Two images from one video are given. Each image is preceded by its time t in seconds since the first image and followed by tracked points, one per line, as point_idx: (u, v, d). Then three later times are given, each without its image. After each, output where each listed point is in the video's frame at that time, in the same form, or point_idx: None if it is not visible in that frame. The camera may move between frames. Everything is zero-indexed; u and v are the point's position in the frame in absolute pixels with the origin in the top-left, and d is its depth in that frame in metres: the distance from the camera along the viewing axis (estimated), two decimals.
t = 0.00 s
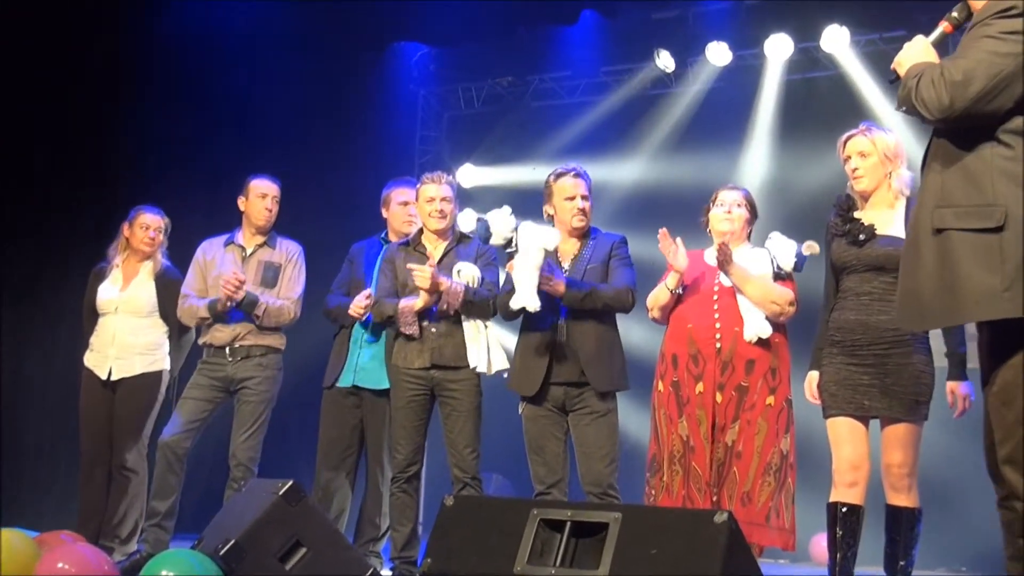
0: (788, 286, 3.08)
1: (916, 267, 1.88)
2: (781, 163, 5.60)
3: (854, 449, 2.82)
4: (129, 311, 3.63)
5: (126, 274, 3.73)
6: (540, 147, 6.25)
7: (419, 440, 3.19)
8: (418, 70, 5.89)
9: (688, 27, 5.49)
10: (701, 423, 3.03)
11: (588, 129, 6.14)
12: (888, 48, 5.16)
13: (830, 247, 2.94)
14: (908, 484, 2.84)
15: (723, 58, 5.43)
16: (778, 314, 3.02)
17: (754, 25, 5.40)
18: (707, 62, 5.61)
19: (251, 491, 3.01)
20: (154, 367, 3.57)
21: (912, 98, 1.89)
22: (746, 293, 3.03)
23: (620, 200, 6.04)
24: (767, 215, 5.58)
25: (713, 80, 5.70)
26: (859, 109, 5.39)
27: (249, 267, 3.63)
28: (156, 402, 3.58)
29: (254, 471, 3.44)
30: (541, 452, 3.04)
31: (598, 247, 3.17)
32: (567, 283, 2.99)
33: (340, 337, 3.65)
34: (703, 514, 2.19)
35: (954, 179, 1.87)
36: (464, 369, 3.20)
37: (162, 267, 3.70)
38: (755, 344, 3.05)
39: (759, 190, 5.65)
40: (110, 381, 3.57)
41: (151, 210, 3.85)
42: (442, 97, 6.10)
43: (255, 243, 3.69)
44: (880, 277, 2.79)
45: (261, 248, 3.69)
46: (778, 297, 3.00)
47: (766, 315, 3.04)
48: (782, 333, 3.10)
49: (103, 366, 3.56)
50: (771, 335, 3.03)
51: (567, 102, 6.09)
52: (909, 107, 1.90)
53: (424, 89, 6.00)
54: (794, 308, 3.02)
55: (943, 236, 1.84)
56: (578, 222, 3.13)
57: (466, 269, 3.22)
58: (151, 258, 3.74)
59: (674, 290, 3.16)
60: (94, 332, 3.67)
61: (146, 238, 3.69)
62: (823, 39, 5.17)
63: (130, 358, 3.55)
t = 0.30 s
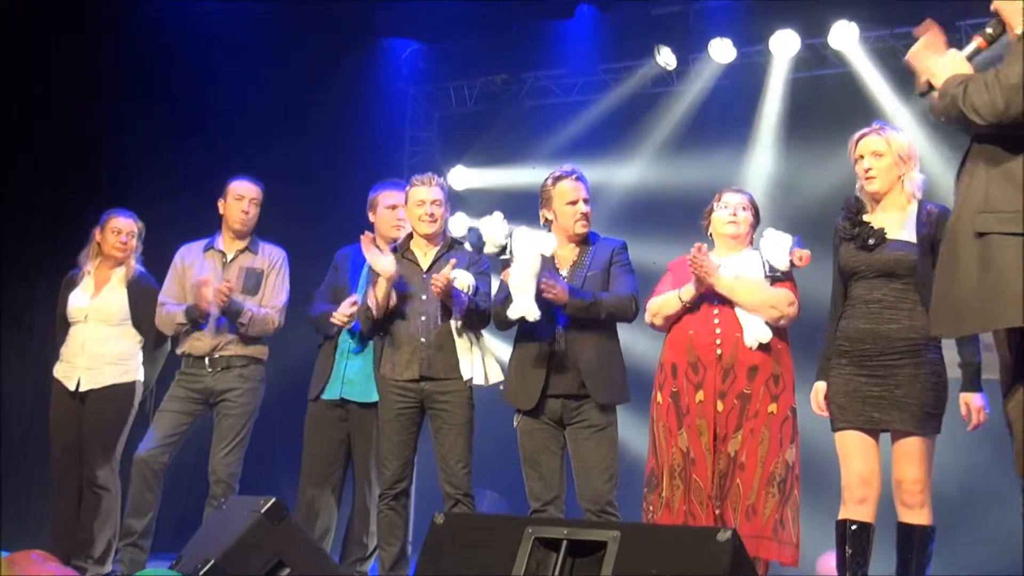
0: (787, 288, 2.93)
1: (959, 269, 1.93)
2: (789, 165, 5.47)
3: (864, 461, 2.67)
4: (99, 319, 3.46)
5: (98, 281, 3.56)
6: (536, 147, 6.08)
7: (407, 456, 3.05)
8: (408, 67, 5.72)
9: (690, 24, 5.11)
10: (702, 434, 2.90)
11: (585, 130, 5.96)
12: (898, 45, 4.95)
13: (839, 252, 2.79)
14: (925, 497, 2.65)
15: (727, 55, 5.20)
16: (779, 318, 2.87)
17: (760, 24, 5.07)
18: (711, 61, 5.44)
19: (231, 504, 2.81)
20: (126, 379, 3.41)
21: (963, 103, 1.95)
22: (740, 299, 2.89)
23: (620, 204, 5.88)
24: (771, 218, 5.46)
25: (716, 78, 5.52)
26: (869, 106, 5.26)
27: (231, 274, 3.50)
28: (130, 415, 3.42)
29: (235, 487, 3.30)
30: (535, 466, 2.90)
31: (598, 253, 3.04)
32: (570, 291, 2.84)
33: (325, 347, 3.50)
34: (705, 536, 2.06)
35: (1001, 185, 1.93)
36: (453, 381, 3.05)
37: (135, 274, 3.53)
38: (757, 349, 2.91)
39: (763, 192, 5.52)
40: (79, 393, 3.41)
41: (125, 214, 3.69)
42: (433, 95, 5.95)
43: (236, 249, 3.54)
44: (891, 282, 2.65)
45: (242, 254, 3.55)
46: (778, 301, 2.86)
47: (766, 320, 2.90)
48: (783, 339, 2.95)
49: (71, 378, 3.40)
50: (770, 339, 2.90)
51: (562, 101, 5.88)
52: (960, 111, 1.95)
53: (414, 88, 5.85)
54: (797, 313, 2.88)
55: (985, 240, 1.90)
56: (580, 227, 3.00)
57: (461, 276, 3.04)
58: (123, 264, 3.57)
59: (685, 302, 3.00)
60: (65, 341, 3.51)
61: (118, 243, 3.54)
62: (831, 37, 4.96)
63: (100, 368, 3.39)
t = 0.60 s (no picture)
0: (796, 294, 2.82)
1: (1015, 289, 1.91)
2: (798, 166, 5.31)
3: (878, 475, 2.55)
4: (79, 324, 3.35)
5: (77, 285, 3.44)
6: (538, 147, 5.79)
7: (404, 468, 2.94)
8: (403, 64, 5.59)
9: (695, 21, 5.10)
10: (708, 448, 2.79)
11: (586, 130, 5.70)
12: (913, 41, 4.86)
13: (852, 257, 2.69)
14: (941, 516, 2.49)
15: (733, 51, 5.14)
16: (786, 325, 2.75)
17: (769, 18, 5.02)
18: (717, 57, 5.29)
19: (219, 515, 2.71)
20: (107, 387, 3.30)
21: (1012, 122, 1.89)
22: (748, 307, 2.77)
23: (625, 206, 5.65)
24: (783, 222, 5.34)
25: (723, 75, 5.34)
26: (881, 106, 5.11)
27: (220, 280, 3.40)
28: (111, 425, 3.31)
29: (224, 500, 3.18)
30: (537, 481, 2.79)
31: (600, 258, 2.93)
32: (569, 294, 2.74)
33: (316, 354, 3.40)
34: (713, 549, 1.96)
35: None
36: (453, 391, 2.94)
37: (116, 277, 3.42)
38: (764, 358, 2.80)
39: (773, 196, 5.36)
40: (58, 402, 3.29)
41: (106, 216, 3.59)
42: (429, 94, 5.73)
43: (226, 253, 3.45)
44: (908, 289, 2.55)
45: (232, 259, 3.45)
46: (785, 307, 2.74)
47: (774, 328, 2.78)
48: (791, 346, 2.84)
49: (50, 386, 3.29)
50: (778, 346, 2.77)
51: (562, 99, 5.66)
52: (1007, 133, 1.91)
53: (409, 86, 5.65)
54: (804, 318, 2.76)
55: None
56: (581, 230, 2.89)
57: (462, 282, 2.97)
58: (105, 268, 3.47)
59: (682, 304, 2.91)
60: (43, 348, 3.40)
61: (99, 246, 3.44)
62: (841, 36, 4.89)
63: (81, 376, 3.28)
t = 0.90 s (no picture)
0: (811, 302, 2.68)
1: None
2: (812, 168, 5.24)
3: (898, 491, 2.42)
4: (60, 330, 3.22)
5: (59, 290, 3.32)
6: (541, 148, 5.67)
7: (403, 482, 2.81)
8: (401, 60, 5.35)
9: (707, 17, 4.83)
10: (718, 464, 2.66)
11: (594, 129, 5.57)
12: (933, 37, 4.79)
13: (870, 263, 2.57)
14: (965, 533, 2.35)
15: (746, 49, 4.98)
16: (801, 333, 2.62)
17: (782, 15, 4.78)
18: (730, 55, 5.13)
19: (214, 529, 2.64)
20: (89, 396, 3.17)
21: None
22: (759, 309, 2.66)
23: (634, 207, 5.55)
24: (796, 223, 5.26)
25: (735, 74, 5.19)
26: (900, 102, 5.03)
27: (211, 285, 3.29)
28: (94, 435, 3.18)
29: (213, 515, 3.06)
30: (541, 496, 2.66)
31: (606, 263, 2.81)
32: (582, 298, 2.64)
33: (309, 364, 3.26)
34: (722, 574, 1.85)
35: None
36: (455, 402, 2.82)
37: (99, 281, 3.29)
38: (776, 370, 2.66)
39: (788, 199, 5.30)
40: (37, 412, 3.17)
41: (91, 217, 3.45)
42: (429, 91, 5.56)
43: (217, 257, 3.33)
44: (930, 297, 2.42)
45: (223, 262, 3.33)
46: (799, 314, 2.61)
47: (788, 336, 2.64)
48: (806, 357, 2.70)
49: (30, 395, 3.17)
50: (791, 357, 2.64)
51: (568, 98, 5.50)
52: None
53: (407, 83, 5.47)
54: (820, 325, 2.63)
55: None
56: (587, 234, 2.78)
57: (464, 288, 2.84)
58: (88, 272, 3.34)
59: (681, 310, 2.78)
60: (23, 353, 3.27)
61: (81, 249, 3.31)
62: (858, 31, 4.72)
63: (61, 384, 3.15)
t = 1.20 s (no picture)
0: (822, 303, 2.56)
1: None
2: (833, 166, 4.98)
3: (915, 506, 2.31)
4: (45, 334, 3.11)
5: (44, 292, 3.21)
6: (547, 146, 5.46)
7: (401, 495, 2.71)
8: (400, 55, 5.07)
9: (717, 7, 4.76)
10: (727, 476, 2.53)
11: (600, 126, 5.37)
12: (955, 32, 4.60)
13: (890, 268, 2.47)
14: (987, 549, 2.25)
15: (760, 42, 4.82)
16: (811, 335, 2.50)
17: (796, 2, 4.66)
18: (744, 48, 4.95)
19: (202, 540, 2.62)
20: (74, 403, 3.07)
21: None
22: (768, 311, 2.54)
23: (642, 208, 5.34)
24: (814, 226, 5.00)
25: (750, 69, 5.00)
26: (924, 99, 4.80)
27: (202, 288, 3.19)
28: (80, 444, 3.09)
29: (203, 528, 2.96)
30: (545, 510, 2.56)
31: (612, 266, 2.71)
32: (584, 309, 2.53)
33: (304, 372, 3.17)
34: None
35: None
36: (455, 411, 2.72)
37: (85, 283, 3.19)
38: (786, 376, 2.54)
39: (804, 199, 5.02)
40: (19, 419, 3.07)
41: (76, 217, 3.35)
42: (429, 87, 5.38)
43: (208, 259, 3.23)
44: (954, 302, 2.31)
45: (215, 264, 3.23)
46: (810, 315, 2.50)
47: (798, 339, 2.52)
48: (816, 362, 2.57)
49: (11, 401, 3.06)
50: (803, 361, 2.50)
51: (573, 93, 5.32)
52: None
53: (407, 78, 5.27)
54: (830, 328, 2.52)
55: None
56: (593, 235, 2.68)
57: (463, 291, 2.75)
58: (73, 274, 3.23)
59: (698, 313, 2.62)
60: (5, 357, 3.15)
61: (67, 250, 3.21)
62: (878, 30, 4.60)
63: (45, 390, 3.04)
